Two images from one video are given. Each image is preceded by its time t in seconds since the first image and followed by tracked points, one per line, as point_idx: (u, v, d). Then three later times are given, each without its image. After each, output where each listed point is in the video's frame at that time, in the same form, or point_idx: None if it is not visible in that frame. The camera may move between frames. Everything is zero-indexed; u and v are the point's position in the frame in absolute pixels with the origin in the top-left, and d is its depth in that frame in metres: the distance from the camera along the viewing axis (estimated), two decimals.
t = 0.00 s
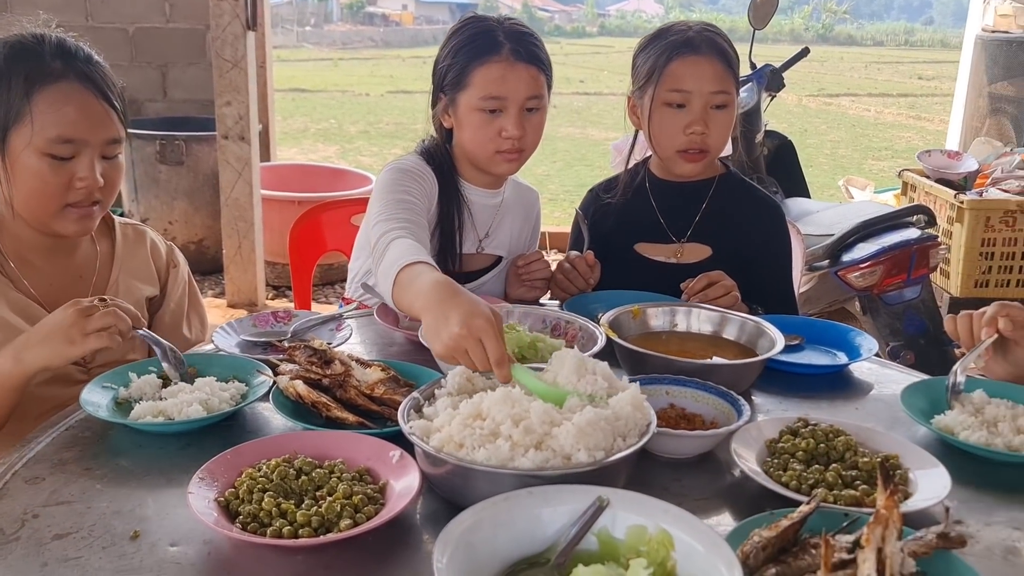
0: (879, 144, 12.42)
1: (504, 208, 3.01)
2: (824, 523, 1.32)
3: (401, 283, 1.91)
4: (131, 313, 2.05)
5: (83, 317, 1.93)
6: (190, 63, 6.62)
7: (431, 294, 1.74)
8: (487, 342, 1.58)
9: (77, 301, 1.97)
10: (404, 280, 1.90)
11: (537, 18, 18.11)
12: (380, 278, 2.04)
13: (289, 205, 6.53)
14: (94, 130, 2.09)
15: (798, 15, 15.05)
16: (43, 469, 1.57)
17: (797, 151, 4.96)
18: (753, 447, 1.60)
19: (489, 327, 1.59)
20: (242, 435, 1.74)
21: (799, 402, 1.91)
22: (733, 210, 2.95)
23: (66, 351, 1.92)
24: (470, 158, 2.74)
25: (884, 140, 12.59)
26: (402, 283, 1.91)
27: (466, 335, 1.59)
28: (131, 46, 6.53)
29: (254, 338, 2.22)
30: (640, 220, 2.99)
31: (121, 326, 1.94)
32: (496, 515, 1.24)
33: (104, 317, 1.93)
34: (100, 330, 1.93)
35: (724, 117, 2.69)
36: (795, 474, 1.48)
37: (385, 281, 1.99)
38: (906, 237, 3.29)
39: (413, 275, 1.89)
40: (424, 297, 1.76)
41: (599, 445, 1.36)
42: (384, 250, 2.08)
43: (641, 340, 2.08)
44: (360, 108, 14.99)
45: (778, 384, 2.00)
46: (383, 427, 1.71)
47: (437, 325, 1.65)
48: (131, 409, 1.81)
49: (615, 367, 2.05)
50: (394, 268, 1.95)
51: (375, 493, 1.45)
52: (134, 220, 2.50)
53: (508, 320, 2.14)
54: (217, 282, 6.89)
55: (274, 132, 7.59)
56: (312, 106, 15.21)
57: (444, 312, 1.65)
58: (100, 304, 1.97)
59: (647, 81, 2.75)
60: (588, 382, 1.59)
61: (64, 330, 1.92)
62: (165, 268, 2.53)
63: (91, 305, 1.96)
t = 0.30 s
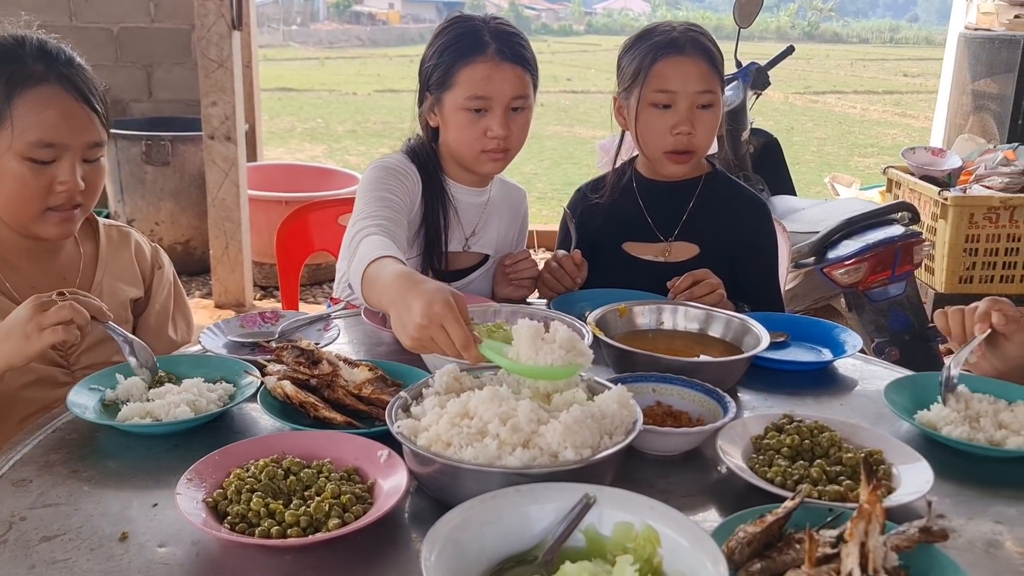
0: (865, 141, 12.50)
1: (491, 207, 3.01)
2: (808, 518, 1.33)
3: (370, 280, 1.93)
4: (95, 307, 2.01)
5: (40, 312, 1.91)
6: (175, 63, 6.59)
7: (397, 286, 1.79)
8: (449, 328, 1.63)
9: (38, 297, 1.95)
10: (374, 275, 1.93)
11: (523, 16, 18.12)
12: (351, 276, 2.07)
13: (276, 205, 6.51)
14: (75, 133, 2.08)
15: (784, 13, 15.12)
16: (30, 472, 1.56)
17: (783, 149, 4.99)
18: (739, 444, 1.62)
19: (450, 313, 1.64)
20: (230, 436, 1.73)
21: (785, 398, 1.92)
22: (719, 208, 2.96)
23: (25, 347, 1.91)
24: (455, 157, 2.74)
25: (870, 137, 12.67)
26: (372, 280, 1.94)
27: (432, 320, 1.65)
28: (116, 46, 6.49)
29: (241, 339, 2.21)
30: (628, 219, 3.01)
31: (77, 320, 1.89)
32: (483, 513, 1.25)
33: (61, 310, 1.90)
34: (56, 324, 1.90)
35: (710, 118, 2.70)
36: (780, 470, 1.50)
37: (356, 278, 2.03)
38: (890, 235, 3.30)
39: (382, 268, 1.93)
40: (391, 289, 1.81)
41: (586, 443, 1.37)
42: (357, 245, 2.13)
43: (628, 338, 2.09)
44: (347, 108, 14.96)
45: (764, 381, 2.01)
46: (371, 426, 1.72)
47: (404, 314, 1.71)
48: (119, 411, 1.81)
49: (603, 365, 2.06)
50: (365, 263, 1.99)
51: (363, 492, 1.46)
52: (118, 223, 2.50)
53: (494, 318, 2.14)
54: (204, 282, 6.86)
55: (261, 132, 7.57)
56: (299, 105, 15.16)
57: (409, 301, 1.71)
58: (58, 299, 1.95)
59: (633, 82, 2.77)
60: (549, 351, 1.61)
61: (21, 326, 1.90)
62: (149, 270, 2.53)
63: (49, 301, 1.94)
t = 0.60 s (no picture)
0: (853, 138, 12.54)
1: (484, 205, 2.99)
2: (808, 521, 1.32)
3: (356, 280, 2.00)
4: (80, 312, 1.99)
5: (29, 315, 1.90)
6: (164, 63, 6.54)
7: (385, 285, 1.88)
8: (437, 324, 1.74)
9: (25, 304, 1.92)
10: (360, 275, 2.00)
11: (513, 14, 18.09)
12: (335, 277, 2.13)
13: (266, 205, 6.47)
14: (61, 136, 2.05)
15: (773, 11, 15.16)
16: (20, 479, 1.54)
17: (774, 147, 4.99)
18: (736, 446, 1.61)
19: (438, 308, 1.74)
20: (222, 441, 1.71)
21: (781, 399, 1.92)
22: (712, 208, 2.96)
23: (13, 350, 1.90)
24: (447, 155, 2.73)
25: (859, 134, 12.72)
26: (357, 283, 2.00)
27: (423, 315, 1.75)
28: (103, 45, 6.44)
29: (233, 342, 2.19)
30: (621, 218, 3.00)
31: (67, 323, 1.88)
32: (481, 519, 1.23)
33: (51, 313, 1.88)
34: (46, 327, 1.88)
35: (705, 119, 2.70)
36: (778, 472, 1.49)
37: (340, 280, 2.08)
38: (883, 232, 3.28)
39: (369, 268, 1.99)
40: (383, 288, 1.90)
41: (583, 447, 1.36)
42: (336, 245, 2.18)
43: (623, 339, 2.08)
44: (336, 106, 14.89)
45: (759, 381, 2.01)
46: (366, 430, 1.70)
47: (397, 310, 1.82)
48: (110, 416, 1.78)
49: (598, 367, 2.05)
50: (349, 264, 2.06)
51: (358, 498, 1.44)
52: (108, 225, 2.48)
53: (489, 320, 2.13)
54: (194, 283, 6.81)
55: (250, 131, 7.52)
56: (288, 104, 15.08)
57: (400, 298, 1.81)
58: (47, 303, 1.93)
59: (627, 83, 2.76)
60: (527, 340, 1.86)
61: (9, 328, 1.88)
62: (139, 273, 2.50)
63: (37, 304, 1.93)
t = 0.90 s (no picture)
0: (844, 134, 12.55)
1: (481, 203, 2.91)
2: (825, 537, 1.28)
3: (346, 274, 1.98)
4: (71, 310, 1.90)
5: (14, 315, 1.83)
6: (152, 59, 6.44)
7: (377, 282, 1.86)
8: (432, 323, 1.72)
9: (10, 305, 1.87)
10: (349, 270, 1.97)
11: (503, 10, 18.02)
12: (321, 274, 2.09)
13: (256, 203, 6.39)
14: (41, 138, 1.99)
15: (764, 7, 15.15)
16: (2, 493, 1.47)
17: (770, 145, 4.95)
18: (746, 455, 1.56)
19: (434, 305, 1.73)
20: (213, 451, 1.65)
21: (787, 405, 1.87)
22: (712, 207, 2.91)
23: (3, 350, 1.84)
24: (444, 151, 2.66)
25: (849, 130, 12.73)
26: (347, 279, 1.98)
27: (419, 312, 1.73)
28: (90, 41, 6.34)
29: (224, 347, 2.13)
30: (620, 217, 2.94)
31: (54, 321, 1.81)
32: (486, 536, 1.18)
33: (36, 311, 1.82)
34: (32, 325, 1.82)
35: (708, 117, 2.64)
36: (790, 484, 1.44)
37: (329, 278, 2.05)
38: (884, 231, 3.24)
39: (360, 262, 1.97)
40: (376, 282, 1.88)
41: (590, 460, 1.31)
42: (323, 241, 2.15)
43: (625, 342, 2.03)
44: (326, 103, 14.80)
45: (765, 386, 1.96)
46: (362, 440, 1.64)
47: (393, 306, 1.80)
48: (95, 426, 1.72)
49: (600, 373, 2.00)
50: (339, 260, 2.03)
51: (356, 512, 1.39)
52: (92, 226, 2.41)
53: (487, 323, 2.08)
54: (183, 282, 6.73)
55: (240, 128, 7.43)
56: (278, 101, 14.98)
57: (397, 294, 1.79)
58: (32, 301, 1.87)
59: (629, 80, 2.71)
60: (518, 340, 1.81)
61: None
62: (126, 276, 2.43)
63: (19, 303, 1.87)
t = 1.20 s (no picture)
0: (831, 133, 12.54)
1: (476, 208, 2.81)
2: None
3: (345, 256, 1.99)
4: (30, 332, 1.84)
5: None
6: (134, 60, 6.29)
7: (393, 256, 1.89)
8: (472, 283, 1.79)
9: None
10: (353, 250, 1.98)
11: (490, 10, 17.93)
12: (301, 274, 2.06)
13: (242, 207, 6.26)
14: (15, 146, 1.87)
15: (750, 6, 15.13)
16: None
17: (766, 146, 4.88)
18: (767, 482, 1.47)
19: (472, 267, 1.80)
20: (198, 483, 1.55)
21: (804, 423, 1.78)
22: (715, 211, 2.82)
23: None
24: (441, 156, 2.56)
25: (835, 129, 12.73)
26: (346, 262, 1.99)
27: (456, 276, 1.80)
28: (71, 42, 6.20)
29: (209, 366, 2.02)
30: (621, 224, 2.86)
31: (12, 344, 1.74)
32: None
33: None
34: None
35: (710, 116, 2.56)
36: (816, 516, 1.35)
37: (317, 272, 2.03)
38: (888, 236, 3.20)
39: (358, 246, 1.98)
40: (389, 255, 1.89)
41: (607, 496, 1.22)
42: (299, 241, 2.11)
43: (632, 358, 1.94)
44: (312, 104, 14.66)
45: (780, 404, 1.87)
46: (358, 470, 1.54)
47: (422, 274, 1.84)
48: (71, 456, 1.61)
49: (607, 391, 1.91)
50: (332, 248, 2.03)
51: (352, 553, 1.29)
52: (70, 238, 2.29)
53: (487, 339, 1.98)
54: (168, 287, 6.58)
55: (225, 130, 7.30)
56: (263, 101, 14.82)
57: (426, 261, 1.83)
58: None
59: (629, 79, 2.62)
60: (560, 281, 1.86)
61: None
62: (106, 290, 2.32)
63: None
